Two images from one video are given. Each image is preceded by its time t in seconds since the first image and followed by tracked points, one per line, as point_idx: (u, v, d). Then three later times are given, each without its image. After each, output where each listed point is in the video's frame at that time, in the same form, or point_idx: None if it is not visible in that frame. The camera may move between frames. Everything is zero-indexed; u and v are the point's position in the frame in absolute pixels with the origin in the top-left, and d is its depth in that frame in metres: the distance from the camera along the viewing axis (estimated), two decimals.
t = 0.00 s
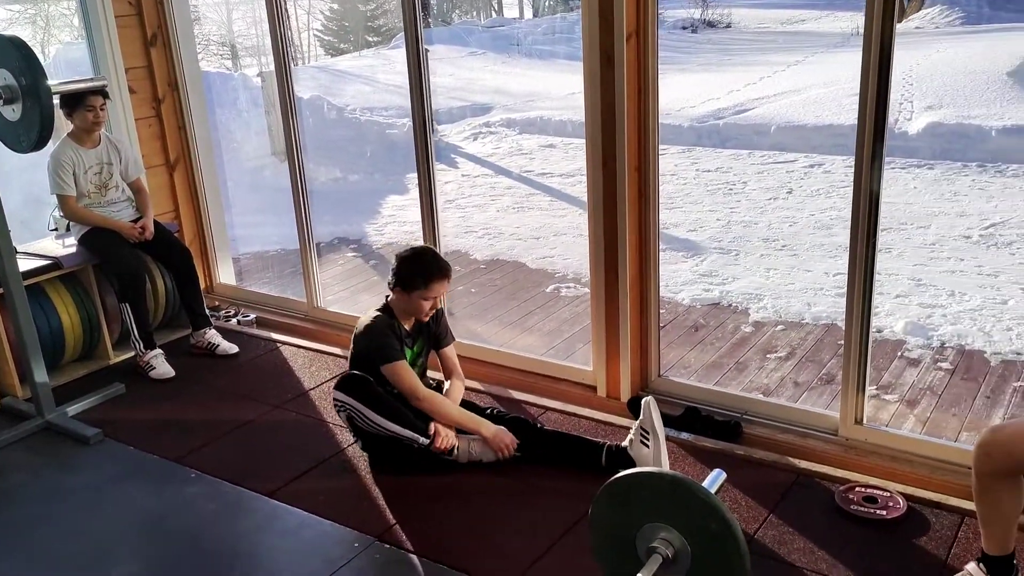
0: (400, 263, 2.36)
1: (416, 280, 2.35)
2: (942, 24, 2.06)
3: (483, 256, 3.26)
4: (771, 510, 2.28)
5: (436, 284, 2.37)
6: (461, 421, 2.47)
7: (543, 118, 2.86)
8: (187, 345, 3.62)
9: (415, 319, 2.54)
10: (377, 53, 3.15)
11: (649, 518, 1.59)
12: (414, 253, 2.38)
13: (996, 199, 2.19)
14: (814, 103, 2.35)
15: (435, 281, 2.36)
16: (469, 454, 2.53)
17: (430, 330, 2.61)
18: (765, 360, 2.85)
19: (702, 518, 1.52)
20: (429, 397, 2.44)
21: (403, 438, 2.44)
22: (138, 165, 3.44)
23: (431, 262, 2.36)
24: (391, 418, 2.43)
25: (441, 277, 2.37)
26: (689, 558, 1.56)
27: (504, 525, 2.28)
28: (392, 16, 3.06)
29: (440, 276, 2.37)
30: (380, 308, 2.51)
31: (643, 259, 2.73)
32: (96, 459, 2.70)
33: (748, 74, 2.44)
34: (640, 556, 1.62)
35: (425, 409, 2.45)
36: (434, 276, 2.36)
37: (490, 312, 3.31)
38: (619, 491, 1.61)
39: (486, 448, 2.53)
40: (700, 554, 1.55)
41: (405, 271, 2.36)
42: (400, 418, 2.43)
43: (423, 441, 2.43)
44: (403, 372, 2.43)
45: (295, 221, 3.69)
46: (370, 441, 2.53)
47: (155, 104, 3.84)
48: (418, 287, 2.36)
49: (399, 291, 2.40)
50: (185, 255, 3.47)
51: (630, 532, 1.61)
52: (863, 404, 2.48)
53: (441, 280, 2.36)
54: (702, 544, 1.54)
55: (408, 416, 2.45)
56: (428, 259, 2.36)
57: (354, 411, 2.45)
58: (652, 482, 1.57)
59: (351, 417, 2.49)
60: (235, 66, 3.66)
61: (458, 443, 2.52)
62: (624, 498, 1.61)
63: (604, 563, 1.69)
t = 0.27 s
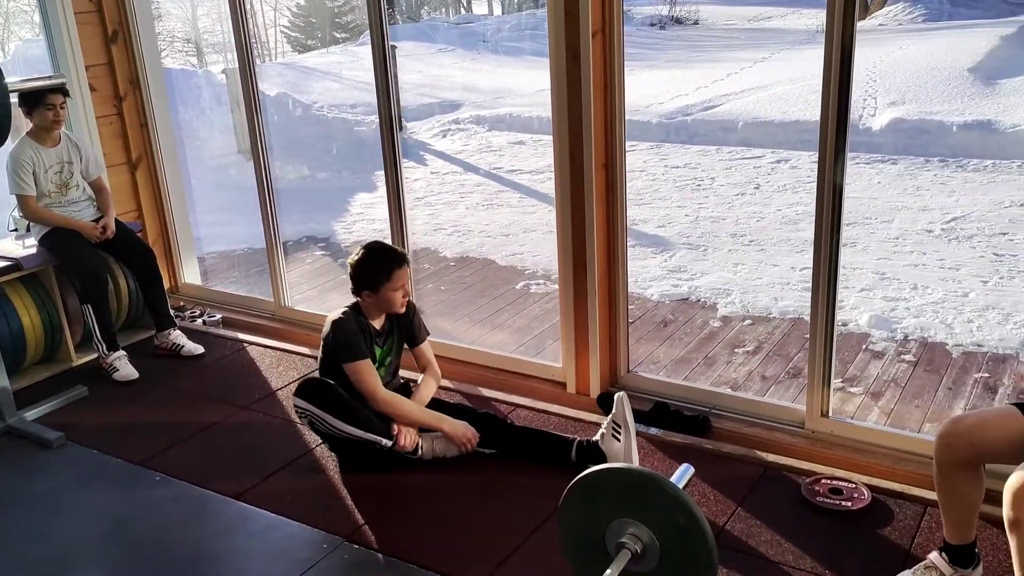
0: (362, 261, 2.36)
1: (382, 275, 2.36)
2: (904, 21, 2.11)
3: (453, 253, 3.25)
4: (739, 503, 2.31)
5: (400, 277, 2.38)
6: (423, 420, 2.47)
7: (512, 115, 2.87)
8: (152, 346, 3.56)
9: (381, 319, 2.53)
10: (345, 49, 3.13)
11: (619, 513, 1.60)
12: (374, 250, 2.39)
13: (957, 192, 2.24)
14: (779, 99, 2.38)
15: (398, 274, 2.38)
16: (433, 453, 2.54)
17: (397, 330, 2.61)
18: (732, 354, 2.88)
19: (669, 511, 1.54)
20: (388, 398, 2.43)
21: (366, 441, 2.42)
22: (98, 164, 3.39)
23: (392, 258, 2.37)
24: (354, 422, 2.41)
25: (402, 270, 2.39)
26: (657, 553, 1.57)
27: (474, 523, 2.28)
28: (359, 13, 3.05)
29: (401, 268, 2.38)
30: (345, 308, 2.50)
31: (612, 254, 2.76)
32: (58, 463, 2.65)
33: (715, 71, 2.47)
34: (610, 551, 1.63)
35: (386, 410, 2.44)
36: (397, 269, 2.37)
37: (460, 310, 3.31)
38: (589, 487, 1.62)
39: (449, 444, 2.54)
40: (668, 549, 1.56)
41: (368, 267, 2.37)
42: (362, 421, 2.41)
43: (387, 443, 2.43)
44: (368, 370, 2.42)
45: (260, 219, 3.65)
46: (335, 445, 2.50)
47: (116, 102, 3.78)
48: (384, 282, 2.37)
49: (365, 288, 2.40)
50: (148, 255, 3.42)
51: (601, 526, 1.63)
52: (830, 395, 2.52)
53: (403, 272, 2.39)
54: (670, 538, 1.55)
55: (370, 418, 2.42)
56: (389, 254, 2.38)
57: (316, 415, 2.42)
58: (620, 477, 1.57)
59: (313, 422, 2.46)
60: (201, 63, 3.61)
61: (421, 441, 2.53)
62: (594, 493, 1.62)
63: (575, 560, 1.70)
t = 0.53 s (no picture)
0: (341, 261, 2.34)
1: (358, 277, 2.33)
2: (865, 18, 2.12)
3: (419, 251, 3.29)
4: (704, 498, 2.33)
5: (377, 280, 2.36)
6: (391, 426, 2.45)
7: (479, 112, 2.87)
8: (111, 348, 3.50)
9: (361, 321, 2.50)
10: (310, 46, 3.10)
11: (583, 509, 1.61)
12: (354, 251, 2.36)
13: (917, 187, 2.39)
14: (744, 95, 2.39)
15: (376, 277, 2.35)
16: (401, 457, 2.54)
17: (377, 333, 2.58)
18: (698, 348, 2.92)
19: (633, 507, 1.55)
20: (355, 403, 2.40)
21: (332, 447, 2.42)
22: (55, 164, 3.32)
23: (371, 261, 2.35)
24: (319, 429, 2.40)
25: (380, 273, 2.36)
26: (622, 547, 1.59)
27: (441, 522, 2.28)
28: (323, 9, 3.01)
29: (380, 271, 2.36)
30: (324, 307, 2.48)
31: (577, 250, 2.75)
32: (15, 468, 2.59)
33: (681, 67, 2.50)
34: (575, 546, 1.65)
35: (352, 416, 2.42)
36: (374, 273, 2.35)
37: (426, 308, 3.31)
38: (553, 484, 1.63)
39: (416, 448, 2.54)
40: (634, 542, 1.58)
41: (347, 268, 2.34)
42: (328, 428, 2.40)
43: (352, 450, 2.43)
44: (336, 373, 2.40)
45: (221, 217, 3.59)
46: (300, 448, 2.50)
47: (72, 99, 3.70)
48: (360, 284, 2.34)
49: (342, 289, 2.37)
50: (107, 255, 3.36)
51: (566, 522, 1.64)
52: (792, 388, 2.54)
53: (380, 274, 2.36)
54: (636, 533, 1.57)
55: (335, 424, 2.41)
56: (367, 257, 2.35)
57: (280, 421, 2.42)
58: (585, 474, 1.58)
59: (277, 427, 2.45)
60: (162, 61, 3.55)
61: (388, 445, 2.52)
62: (559, 491, 1.62)
63: (540, 555, 1.71)
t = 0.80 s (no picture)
0: (323, 260, 2.33)
1: (337, 279, 2.31)
2: (827, 16, 2.20)
3: (383, 250, 3.24)
4: (668, 493, 2.35)
5: (357, 285, 2.33)
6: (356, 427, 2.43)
7: (443, 110, 2.85)
8: (67, 350, 3.43)
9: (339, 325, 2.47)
10: (272, 43, 3.06)
11: (548, 507, 1.61)
12: (338, 252, 2.34)
13: (877, 182, 2.34)
14: (707, 92, 2.43)
15: (356, 282, 2.33)
16: (365, 458, 2.52)
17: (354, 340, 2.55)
18: (662, 344, 2.95)
19: (597, 503, 1.56)
20: (318, 405, 2.36)
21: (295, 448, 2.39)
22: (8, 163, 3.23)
23: (353, 263, 2.33)
24: (283, 429, 2.37)
25: (361, 278, 2.34)
26: (586, 545, 1.60)
27: (406, 521, 2.27)
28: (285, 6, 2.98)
29: (361, 276, 2.33)
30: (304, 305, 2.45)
31: (542, 246, 2.77)
32: None
33: (647, 64, 2.51)
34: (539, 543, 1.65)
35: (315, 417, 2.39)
36: (354, 277, 2.32)
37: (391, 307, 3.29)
38: (518, 481, 1.63)
39: (381, 449, 2.52)
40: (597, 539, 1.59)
41: (328, 268, 2.32)
42: (292, 429, 2.38)
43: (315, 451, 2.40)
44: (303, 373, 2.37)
45: (180, 215, 3.54)
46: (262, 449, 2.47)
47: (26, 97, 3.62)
48: (339, 286, 2.32)
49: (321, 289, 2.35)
50: (63, 256, 3.28)
51: (530, 519, 1.64)
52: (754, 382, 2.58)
53: (361, 278, 2.34)
54: (599, 529, 1.57)
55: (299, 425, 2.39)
56: (349, 260, 2.33)
57: (243, 419, 2.39)
58: (550, 471, 1.58)
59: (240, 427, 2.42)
60: (121, 58, 3.48)
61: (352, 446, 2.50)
62: (523, 488, 1.63)
63: (505, 553, 1.72)
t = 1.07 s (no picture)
0: (292, 262, 2.31)
1: (306, 282, 2.29)
2: (790, 15, 2.24)
3: (350, 250, 3.21)
4: (636, 491, 2.36)
5: (327, 288, 2.31)
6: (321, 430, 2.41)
7: (410, 110, 2.83)
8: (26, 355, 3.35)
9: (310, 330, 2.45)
10: (237, 42, 3.03)
11: (516, 508, 1.61)
12: (308, 256, 2.33)
13: (840, 181, 2.39)
14: (675, 92, 2.43)
15: (326, 285, 2.31)
16: (331, 462, 2.49)
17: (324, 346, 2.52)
18: (630, 343, 2.97)
19: (565, 505, 1.56)
20: (282, 409, 2.35)
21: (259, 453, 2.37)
22: None
23: (321, 265, 2.31)
24: (247, 435, 2.34)
25: (330, 281, 2.32)
26: (554, 545, 1.60)
27: (374, 523, 2.25)
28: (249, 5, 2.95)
29: (330, 278, 2.32)
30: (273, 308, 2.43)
31: (509, 245, 2.77)
32: None
33: (613, 64, 2.53)
34: (507, 543, 1.65)
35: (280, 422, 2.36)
36: (323, 280, 2.30)
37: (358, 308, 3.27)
38: (485, 482, 1.62)
39: (348, 452, 2.50)
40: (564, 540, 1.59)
41: (298, 271, 2.31)
42: (256, 434, 2.35)
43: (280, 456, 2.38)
44: (268, 377, 2.34)
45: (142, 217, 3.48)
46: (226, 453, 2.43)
47: None
48: (308, 289, 2.30)
49: (291, 292, 2.33)
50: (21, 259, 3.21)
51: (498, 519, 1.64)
52: (720, 381, 2.61)
53: (331, 281, 2.32)
54: (567, 530, 1.57)
55: (264, 430, 2.36)
56: (319, 264, 2.31)
57: (206, 425, 2.35)
58: (518, 472, 1.58)
59: (202, 432, 2.38)
60: (81, 58, 3.41)
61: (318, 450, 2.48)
62: (491, 489, 1.62)
63: (473, 554, 1.71)
